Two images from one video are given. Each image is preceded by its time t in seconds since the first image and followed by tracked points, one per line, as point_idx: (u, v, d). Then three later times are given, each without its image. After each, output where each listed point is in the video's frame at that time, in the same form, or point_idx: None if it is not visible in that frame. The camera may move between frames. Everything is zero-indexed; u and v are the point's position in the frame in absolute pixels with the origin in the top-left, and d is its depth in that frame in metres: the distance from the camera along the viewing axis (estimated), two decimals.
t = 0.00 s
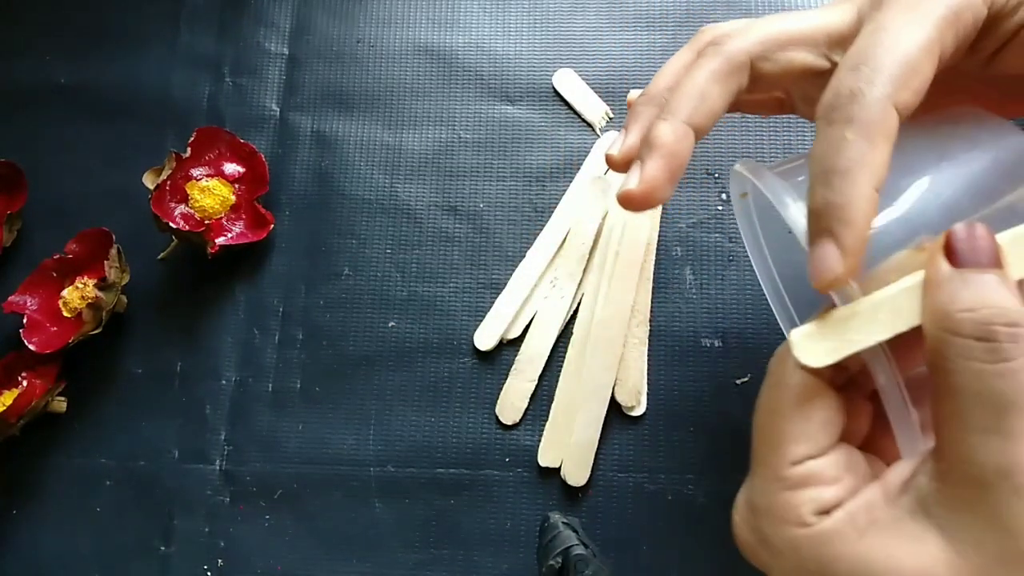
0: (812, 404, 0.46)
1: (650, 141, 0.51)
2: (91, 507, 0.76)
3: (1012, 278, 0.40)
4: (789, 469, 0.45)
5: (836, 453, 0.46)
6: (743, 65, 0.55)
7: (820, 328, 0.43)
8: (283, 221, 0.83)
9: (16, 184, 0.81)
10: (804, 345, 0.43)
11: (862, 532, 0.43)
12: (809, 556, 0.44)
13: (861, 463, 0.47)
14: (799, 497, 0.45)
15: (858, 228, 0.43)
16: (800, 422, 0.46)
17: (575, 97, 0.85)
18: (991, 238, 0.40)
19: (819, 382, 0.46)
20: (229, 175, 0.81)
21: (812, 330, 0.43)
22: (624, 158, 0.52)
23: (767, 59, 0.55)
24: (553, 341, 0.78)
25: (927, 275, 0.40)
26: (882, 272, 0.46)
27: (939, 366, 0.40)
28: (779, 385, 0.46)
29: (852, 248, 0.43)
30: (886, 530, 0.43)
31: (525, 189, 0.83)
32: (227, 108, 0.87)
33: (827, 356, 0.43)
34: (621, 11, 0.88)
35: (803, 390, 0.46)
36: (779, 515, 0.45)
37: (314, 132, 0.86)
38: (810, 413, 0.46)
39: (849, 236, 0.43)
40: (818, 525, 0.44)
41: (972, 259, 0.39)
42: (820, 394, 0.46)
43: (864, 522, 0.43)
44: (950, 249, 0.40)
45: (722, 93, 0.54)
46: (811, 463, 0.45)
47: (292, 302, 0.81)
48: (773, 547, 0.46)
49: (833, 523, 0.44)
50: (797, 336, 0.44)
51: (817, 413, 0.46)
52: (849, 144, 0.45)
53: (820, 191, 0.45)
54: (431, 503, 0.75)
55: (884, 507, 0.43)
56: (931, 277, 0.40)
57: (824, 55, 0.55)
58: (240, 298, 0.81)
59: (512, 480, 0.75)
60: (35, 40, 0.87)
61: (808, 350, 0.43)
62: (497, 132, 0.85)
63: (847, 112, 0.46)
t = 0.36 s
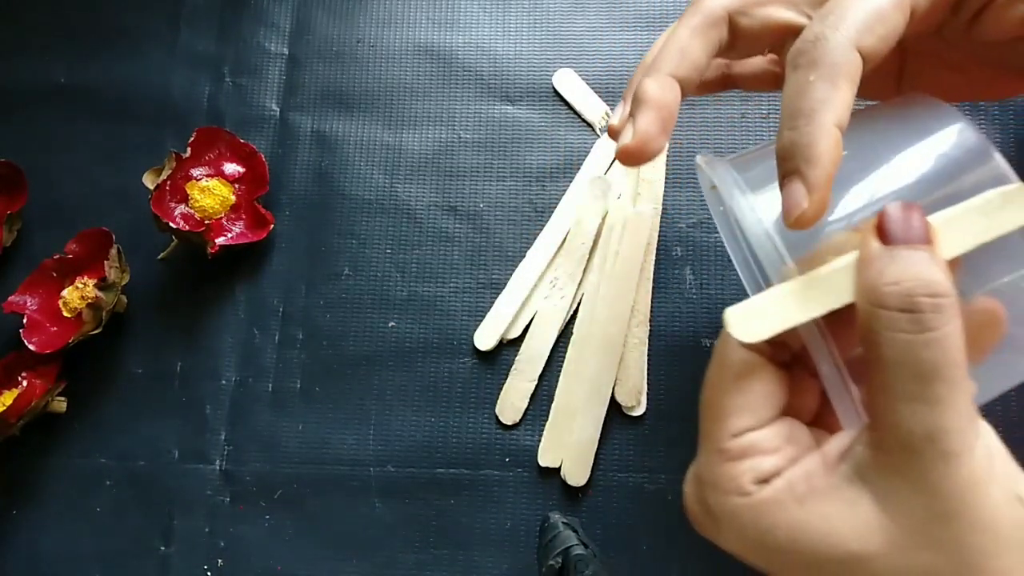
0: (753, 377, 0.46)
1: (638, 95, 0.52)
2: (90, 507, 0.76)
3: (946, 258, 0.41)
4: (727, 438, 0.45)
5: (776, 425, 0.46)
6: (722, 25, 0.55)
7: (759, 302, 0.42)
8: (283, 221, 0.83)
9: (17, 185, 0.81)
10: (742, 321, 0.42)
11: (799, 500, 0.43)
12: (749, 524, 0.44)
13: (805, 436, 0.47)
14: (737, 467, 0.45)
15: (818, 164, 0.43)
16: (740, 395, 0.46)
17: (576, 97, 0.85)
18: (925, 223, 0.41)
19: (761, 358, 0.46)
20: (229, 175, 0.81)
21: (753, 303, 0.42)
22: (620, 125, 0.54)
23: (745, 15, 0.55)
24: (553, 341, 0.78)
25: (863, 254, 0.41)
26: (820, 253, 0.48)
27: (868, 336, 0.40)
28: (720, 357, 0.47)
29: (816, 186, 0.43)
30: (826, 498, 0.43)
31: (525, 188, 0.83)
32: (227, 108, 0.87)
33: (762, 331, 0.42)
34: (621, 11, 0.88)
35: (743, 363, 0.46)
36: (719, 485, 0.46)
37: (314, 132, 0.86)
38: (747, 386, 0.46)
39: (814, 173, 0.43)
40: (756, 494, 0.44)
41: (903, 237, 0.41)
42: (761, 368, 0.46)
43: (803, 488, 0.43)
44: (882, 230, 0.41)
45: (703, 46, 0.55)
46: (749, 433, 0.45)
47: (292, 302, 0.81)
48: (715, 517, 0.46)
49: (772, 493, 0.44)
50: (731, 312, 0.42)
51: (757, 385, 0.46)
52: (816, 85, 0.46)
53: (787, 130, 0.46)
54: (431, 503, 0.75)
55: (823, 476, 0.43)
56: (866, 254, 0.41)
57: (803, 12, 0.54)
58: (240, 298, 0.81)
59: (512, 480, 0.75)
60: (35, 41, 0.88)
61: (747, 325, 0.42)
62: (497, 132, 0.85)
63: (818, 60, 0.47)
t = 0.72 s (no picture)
0: (719, 365, 0.53)
1: (557, 125, 0.42)
2: (90, 507, 0.76)
3: (898, 250, 0.46)
4: (696, 424, 0.51)
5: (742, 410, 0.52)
6: (670, 39, 0.46)
7: (724, 293, 0.47)
8: (283, 221, 0.83)
9: (17, 185, 0.81)
10: (708, 306, 0.47)
11: (759, 480, 0.50)
12: (715, 502, 0.50)
13: (770, 419, 0.53)
14: (706, 450, 0.51)
15: (832, 303, 0.38)
16: (709, 382, 0.52)
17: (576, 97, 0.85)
18: (882, 223, 0.47)
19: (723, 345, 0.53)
20: (229, 175, 0.81)
21: (717, 294, 0.47)
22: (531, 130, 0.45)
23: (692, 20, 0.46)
24: (553, 341, 0.78)
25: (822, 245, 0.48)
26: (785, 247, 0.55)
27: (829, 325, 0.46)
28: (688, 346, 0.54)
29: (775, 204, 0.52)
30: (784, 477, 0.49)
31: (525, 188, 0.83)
32: (227, 108, 0.87)
33: (723, 319, 0.47)
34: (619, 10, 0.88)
35: (707, 350, 0.53)
36: (689, 467, 0.51)
37: (314, 132, 0.86)
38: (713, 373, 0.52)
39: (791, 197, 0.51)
40: (722, 475, 0.50)
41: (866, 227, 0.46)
42: (725, 356, 0.53)
43: (765, 470, 0.50)
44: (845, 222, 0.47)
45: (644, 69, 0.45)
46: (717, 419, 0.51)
47: (292, 302, 0.81)
48: (687, 499, 0.52)
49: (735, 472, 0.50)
50: (701, 299, 0.47)
51: (723, 372, 0.52)
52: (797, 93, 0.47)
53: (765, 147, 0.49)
54: (431, 504, 0.75)
55: (784, 459, 0.50)
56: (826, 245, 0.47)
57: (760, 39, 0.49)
58: (240, 298, 0.81)
59: (512, 480, 0.75)
60: (35, 41, 0.87)
61: (712, 310, 0.47)
62: (497, 132, 0.85)
63: (824, 91, 0.37)
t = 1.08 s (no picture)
0: (733, 351, 0.53)
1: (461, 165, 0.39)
2: (91, 506, 0.76)
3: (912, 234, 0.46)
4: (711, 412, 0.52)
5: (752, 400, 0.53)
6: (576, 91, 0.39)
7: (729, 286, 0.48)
8: (283, 220, 0.83)
9: (17, 185, 0.81)
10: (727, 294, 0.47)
11: (774, 467, 0.50)
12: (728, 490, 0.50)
13: (780, 409, 0.54)
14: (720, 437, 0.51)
15: (704, 329, 0.39)
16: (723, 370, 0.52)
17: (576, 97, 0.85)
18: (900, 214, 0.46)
19: (739, 331, 0.53)
20: (229, 176, 0.81)
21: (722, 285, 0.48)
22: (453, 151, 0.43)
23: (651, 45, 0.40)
24: (553, 342, 0.78)
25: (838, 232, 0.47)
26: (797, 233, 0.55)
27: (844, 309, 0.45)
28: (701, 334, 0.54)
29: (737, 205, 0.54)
30: (800, 463, 0.49)
31: (525, 188, 0.83)
32: (227, 108, 0.87)
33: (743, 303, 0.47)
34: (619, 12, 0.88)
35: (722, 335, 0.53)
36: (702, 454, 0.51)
37: (314, 132, 0.86)
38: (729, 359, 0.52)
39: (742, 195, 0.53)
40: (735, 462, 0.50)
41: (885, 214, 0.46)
42: (739, 343, 0.53)
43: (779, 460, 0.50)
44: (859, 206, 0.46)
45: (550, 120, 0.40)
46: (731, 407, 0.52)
47: (292, 302, 0.81)
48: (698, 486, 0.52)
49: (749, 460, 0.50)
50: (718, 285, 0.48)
51: (737, 358, 0.53)
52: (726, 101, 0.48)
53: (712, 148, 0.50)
54: (431, 504, 0.75)
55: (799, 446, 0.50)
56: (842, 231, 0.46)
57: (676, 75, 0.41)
58: (240, 298, 0.81)
59: (512, 480, 0.75)
60: (35, 41, 0.87)
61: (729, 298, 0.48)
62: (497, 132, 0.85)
63: (702, 136, 0.35)
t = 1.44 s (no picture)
0: (728, 367, 0.54)
1: (571, 75, 0.56)
2: (91, 506, 0.76)
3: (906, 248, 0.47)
4: (706, 427, 0.52)
5: (748, 412, 0.54)
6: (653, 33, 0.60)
7: (731, 297, 0.50)
8: (283, 221, 0.83)
9: (17, 185, 0.81)
10: (716, 310, 0.49)
11: (771, 479, 0.50)
12: (725, 503, 0.51)
13: (776, 423, 0.54)
14: (716, 452, 0.52)
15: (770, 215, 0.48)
16: (717, 383, 0.53)
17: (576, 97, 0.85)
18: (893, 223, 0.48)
19: (734, 348, 0.54)
20: (229, 175, 0.81)
21: (725, 296, 0.49)
22: (549, 88, 0.56)
23: None
24: (553, 342, 0.78)
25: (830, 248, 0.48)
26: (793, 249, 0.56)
27: (837, 324, 0.46)
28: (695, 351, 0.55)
29: (765, 228, 0.48)
30: (796, 477, 0.49)
31: (525, 188, 0.83)
32: (227, 108, 0.87)
33: (734, 320, 0.49)
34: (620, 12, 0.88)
35: (718, 352, 0.54)
36: (699, 469, 0.52)
37: (314, 132, 0.86)
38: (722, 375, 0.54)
39: (765, 217, 0.48)
40: (732, 476, 0.51)
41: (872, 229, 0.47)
42: (735, 359, 0.54)
43: (776, 472, 0.50)
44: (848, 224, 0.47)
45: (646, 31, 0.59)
46: (726, 420, 0.53)
47: (292, 302, 0.81)
48: (696, 500, 0.53)
49: (746, 473, 0.51)
50: (709, 305, 0.49)
51: (733, 374, 0.54)
52: (766, 127, 0.48)
53: (738, 166, 0.48)
54: (432, 503, 0.75)
55: (796, 459, 0.50)
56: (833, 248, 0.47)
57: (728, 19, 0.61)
58: (240, 299, 0.81)
59: (512, 480, 0.75)
60: (35, 41, 0.87)
61: (719, 315, 0.49)
62: (497, 132, 0.85)
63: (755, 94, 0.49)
